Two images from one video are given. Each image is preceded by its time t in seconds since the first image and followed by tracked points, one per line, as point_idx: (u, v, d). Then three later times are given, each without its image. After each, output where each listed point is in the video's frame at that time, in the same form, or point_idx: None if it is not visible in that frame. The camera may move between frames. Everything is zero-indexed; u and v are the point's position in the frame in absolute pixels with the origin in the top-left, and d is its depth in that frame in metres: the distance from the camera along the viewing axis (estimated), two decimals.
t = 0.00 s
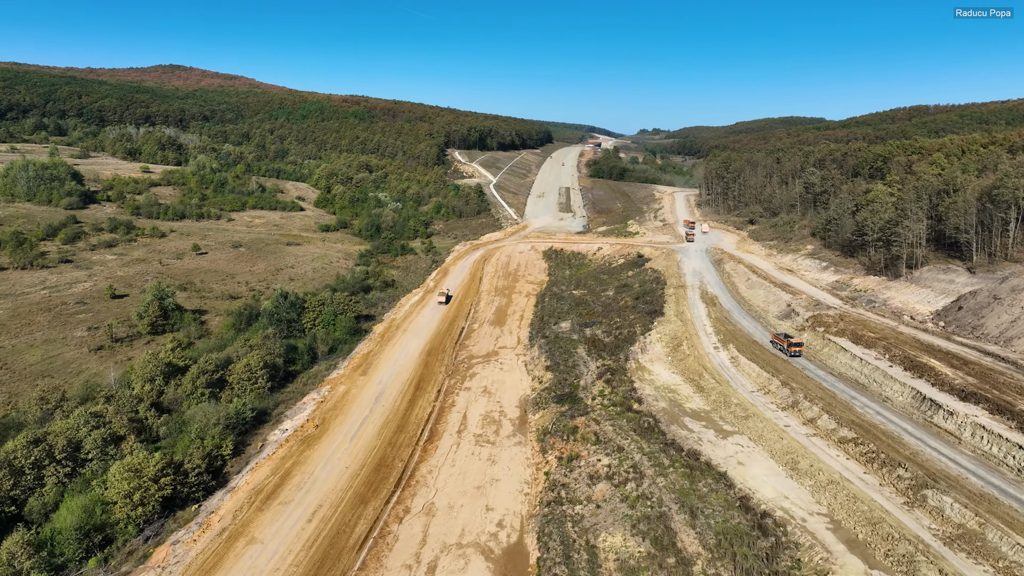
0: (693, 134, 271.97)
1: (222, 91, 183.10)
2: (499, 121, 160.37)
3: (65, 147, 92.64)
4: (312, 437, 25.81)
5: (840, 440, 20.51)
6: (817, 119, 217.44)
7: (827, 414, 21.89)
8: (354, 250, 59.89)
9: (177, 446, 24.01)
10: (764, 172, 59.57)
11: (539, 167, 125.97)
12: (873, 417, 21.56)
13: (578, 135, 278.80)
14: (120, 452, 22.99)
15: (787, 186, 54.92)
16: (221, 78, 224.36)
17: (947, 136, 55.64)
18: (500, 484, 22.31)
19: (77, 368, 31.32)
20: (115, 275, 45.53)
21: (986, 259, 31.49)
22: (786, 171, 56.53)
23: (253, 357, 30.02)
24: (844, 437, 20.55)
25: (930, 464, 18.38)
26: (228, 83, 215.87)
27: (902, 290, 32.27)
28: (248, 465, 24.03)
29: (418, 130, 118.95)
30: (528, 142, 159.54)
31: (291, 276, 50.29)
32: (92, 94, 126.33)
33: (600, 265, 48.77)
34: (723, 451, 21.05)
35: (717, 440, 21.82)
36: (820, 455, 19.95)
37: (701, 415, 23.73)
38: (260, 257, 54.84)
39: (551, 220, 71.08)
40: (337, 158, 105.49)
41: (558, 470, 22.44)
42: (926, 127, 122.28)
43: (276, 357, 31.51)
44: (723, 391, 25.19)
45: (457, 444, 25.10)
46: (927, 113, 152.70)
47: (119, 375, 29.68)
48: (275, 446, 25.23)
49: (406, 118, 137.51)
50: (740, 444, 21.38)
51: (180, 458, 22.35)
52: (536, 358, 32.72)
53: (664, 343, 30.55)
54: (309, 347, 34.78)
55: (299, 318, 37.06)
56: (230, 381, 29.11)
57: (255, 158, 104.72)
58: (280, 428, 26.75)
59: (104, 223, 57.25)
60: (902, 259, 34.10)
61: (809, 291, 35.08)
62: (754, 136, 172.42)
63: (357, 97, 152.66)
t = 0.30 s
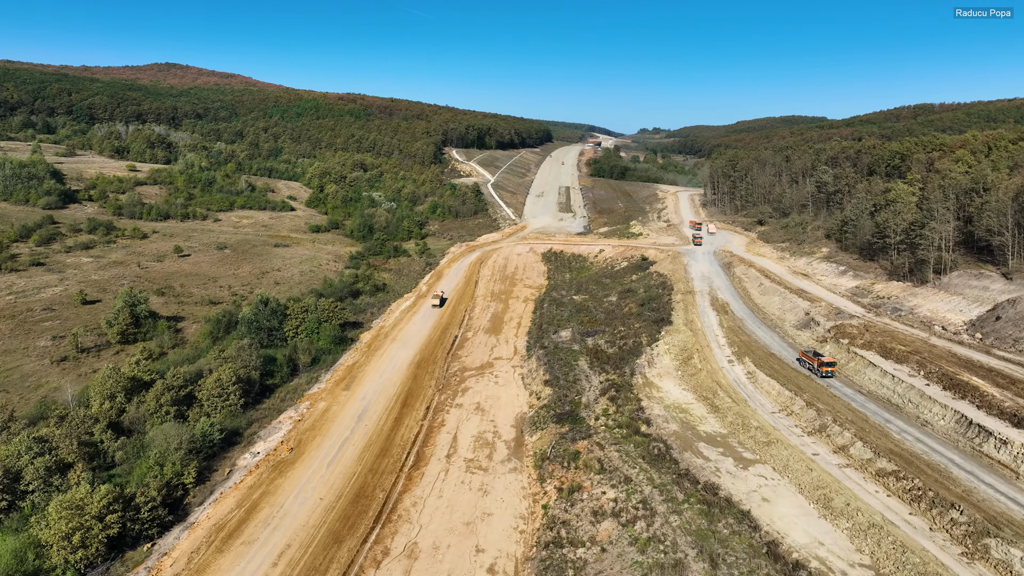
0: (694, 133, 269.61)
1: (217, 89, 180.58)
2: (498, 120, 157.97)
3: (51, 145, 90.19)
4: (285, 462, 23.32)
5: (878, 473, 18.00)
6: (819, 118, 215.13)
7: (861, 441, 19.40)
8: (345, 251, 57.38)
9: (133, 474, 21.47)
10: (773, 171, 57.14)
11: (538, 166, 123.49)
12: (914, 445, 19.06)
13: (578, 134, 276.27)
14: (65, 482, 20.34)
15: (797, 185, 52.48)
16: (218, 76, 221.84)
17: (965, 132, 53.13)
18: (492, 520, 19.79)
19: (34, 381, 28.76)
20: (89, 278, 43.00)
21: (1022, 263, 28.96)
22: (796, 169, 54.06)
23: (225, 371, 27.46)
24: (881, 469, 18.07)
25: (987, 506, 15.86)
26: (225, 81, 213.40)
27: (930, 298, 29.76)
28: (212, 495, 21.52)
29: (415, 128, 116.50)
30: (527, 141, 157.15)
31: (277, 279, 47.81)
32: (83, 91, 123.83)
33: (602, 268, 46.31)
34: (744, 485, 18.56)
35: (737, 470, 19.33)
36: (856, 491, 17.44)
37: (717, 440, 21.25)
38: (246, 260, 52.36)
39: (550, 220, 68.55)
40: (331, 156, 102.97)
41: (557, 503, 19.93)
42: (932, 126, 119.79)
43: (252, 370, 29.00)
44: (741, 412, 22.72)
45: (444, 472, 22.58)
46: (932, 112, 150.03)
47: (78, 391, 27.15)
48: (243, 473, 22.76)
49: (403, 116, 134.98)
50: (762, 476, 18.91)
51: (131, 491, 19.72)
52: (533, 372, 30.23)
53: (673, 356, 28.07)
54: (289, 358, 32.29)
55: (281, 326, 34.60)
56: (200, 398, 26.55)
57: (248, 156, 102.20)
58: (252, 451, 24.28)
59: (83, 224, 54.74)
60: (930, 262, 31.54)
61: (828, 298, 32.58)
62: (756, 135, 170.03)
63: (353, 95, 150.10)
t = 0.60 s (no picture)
0: (695, 132, 267.33)
1: (212, 87, 178.00)
2: (497, 118, 155.43)
3: (36, 143, 87.67)
4: (251, 493, 20.84)
5: (931, 515, 15.48)
6: (821, 117, 212.75)
7: (905, 476, 16.93)
8: (335, 253, 54.88)
9: (78, 509, 18.89)
10: (783, 169, 54.70)
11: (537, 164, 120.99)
12: (966, 481, 16.58)
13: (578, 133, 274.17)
14: None
15: (809, 183, 50.01)
16: (214, 74, 219.27)
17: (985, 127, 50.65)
18: (482, 565, 17.30)
19: None
20: (60, 283, 40.50)
21: None
22: (808, 167, 51.61)
23: (192, 388, 24.94)
24: (932, 512, 15.57)
25: None
26: (221, 79, 210.88)
27: (964, 306, 27.26)
28: (166, 533, 19.01)
29: (412, 125, 113.96)
30: (527, 139, 154.71)
31: (261, 283, 45.33)
32: (72, 88, 121.27)
33: (604, 271, 43.86)
34: (772, 529, 16.07)
35: (763, 510, 16.84)
36: (906, 539, 14.92)
37: (738, 471, 18.77)
38: (230, 262, 49.87)
39: (550, 220, 66.08)
40: (325, 154, 100.48)
41: (556, 546, 17.39)
42: (941, 123, 117.19)
43: (223, 386, 26.49)
44: (763, 437, 20.26)
45: (430, 505, 20.05)
46: (937, 110, 147.55)
47: (29, 410, 24.61)
48: (203, 506, 20.26)
49: (399, 113, 132.32)
50: (792, 517, 16.44)
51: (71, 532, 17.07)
52: (530, 387, 27.76)
53: (683, 370, 25.62)
54: (267, 371, 29.80)
55: (259, 336, 32.12)
56: (163, 418, 23.98)
57: (240, 154, 99.74)
58: (216, 479, 21.80)
59: (60, 224, 52.19)
60: (960, 266, 29.12)
61: (849, 305, 30.11)
62: (759, 133, 167.51)
63: (350, 93, 147.39)
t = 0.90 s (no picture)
0: (696, 131, 264.70)
1: (207, 85, 175.25)
2: (496, 116, 152.94)
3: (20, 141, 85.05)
4: (208, 533, 18.34)
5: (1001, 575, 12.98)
6: (823, 115, 210.19)
7: (962, 522, 14.47)
8: (324, 256, 52.39)
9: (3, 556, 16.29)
10: (793, 167, 52.27)
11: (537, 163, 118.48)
12: None
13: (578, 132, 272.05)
14: None
15: (822, 182, 47.56)
16: (210, 72, 216.41)
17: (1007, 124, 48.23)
18: None
19: None
20: (27, 288, 38.01)
21: None
22: (820, 165, 49.21)
23: (150, 408, 22.36)
24: (1001, 571, 13.07)
25: None
26: (218, 77, 208.18)
27: (1004, 316, 24.80)
28: None
29: (408, 123, 111.45)
30: (526, 137, 152.13)
31: (243, 288, 42.85)
32: (62, 85, 118.62)
33: (606, 276, 41.41)
34: None
35: (798, 563, 14.33)
36: None
37: (764, 513, 16.29)
38: (213, 265, 47.38)
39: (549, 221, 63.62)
40: (319, 153, 97.97)
41: None
42: (949, 120, 114.67)
43: (187, 404, 23.98)
44: (790, 470, 17.77)
45: (410, 549, 17.55)
46: (943, 108, 144.79)
47: None
48: (152, 548, 17.74)
49: (396, 111, 129.76)
50: (832, 573, 13.95)
51: None
52: (527, 406, 25.30)
53: (696, 389, 23.15)
54: (240, 388, 27.28)
55: (233, 348, 29.62)
56: (116, 444, 21.40)
57: (231, 153, 97.20)
58: (171, 515, 19.26)
59: (34, 225, 49.65)
60: (996, 272, 26.76)
61: (874, 314, 27.66)
62: (762, 132, 164.91)
63: (346, 90, 144.77)
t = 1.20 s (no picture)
0: (696, 130, 262.28)
1: (202, 83, 172.64)
2: (495, 114, 150.44)
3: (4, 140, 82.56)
4: None
5: None
6: (825, 114, 207.83)
7: None
8: (311, 259, 49.88)
9: None
10: (804, 165, 49.80)
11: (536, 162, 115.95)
12: None
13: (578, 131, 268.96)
14: None
15: (835, 181, 45.09)
16: (207, 71, 213.73)
17: None
18: None
19: None
20: None
21: None
22: (833, 163, 46.82)
23: (96, 435, 19.72)
24: None
25: None
26: (213, 75, 205.62)
27: None
28: None
29: (404, 121, 108.93)
30: (525, 136, 149.65)
31: (222, 293, 40.32)
32: (51, 82, 116.08)
33: (607, 281, 38.91)
34: None
35: None
36: None
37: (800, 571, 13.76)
38: (192, 269, 44.85)
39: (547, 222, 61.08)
40: (312, 152, 95.45)
41: None
42: (956, 118, 112.20)
43: (143, 429, 21.38)
44: (826, 515, 15.25)
45: None
46: (948, 105, 142.29)
47: None
48: None
49: (393, 109, 127.17)
50: None
51: None
52: (521, 429, 22.79)
53: (711, 413, 20.63)
54: (206, 407, 24.72)
55: (202, 362, 27.07)
56: (56, 477, 18.73)
57: (222, 151, 94.64)
58: (111, 563, 16.69)
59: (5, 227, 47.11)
60: None
61: (904, 326, 25.16)
62: (764, 131, 162.50)
63: (342, 88, 142.23)
